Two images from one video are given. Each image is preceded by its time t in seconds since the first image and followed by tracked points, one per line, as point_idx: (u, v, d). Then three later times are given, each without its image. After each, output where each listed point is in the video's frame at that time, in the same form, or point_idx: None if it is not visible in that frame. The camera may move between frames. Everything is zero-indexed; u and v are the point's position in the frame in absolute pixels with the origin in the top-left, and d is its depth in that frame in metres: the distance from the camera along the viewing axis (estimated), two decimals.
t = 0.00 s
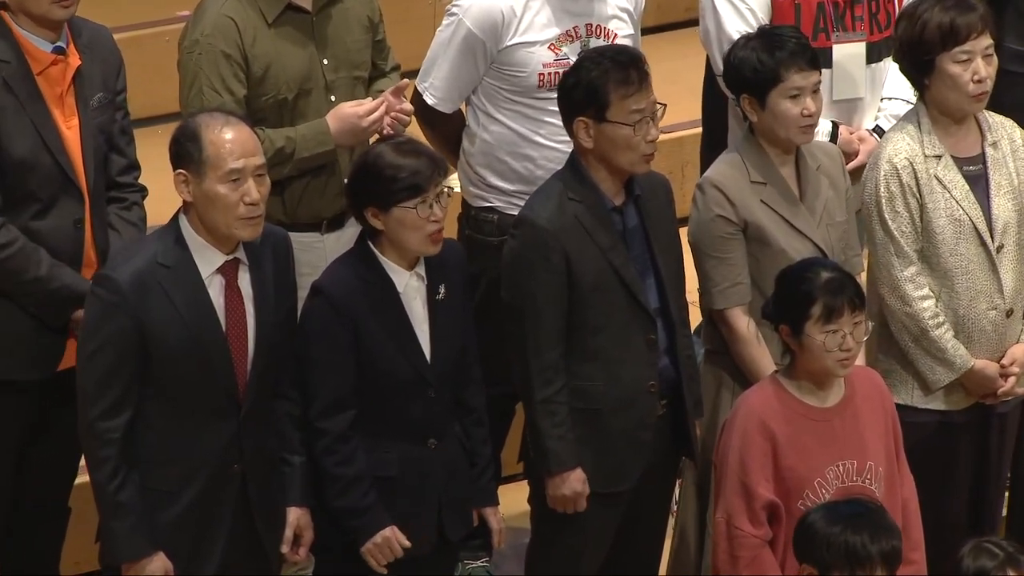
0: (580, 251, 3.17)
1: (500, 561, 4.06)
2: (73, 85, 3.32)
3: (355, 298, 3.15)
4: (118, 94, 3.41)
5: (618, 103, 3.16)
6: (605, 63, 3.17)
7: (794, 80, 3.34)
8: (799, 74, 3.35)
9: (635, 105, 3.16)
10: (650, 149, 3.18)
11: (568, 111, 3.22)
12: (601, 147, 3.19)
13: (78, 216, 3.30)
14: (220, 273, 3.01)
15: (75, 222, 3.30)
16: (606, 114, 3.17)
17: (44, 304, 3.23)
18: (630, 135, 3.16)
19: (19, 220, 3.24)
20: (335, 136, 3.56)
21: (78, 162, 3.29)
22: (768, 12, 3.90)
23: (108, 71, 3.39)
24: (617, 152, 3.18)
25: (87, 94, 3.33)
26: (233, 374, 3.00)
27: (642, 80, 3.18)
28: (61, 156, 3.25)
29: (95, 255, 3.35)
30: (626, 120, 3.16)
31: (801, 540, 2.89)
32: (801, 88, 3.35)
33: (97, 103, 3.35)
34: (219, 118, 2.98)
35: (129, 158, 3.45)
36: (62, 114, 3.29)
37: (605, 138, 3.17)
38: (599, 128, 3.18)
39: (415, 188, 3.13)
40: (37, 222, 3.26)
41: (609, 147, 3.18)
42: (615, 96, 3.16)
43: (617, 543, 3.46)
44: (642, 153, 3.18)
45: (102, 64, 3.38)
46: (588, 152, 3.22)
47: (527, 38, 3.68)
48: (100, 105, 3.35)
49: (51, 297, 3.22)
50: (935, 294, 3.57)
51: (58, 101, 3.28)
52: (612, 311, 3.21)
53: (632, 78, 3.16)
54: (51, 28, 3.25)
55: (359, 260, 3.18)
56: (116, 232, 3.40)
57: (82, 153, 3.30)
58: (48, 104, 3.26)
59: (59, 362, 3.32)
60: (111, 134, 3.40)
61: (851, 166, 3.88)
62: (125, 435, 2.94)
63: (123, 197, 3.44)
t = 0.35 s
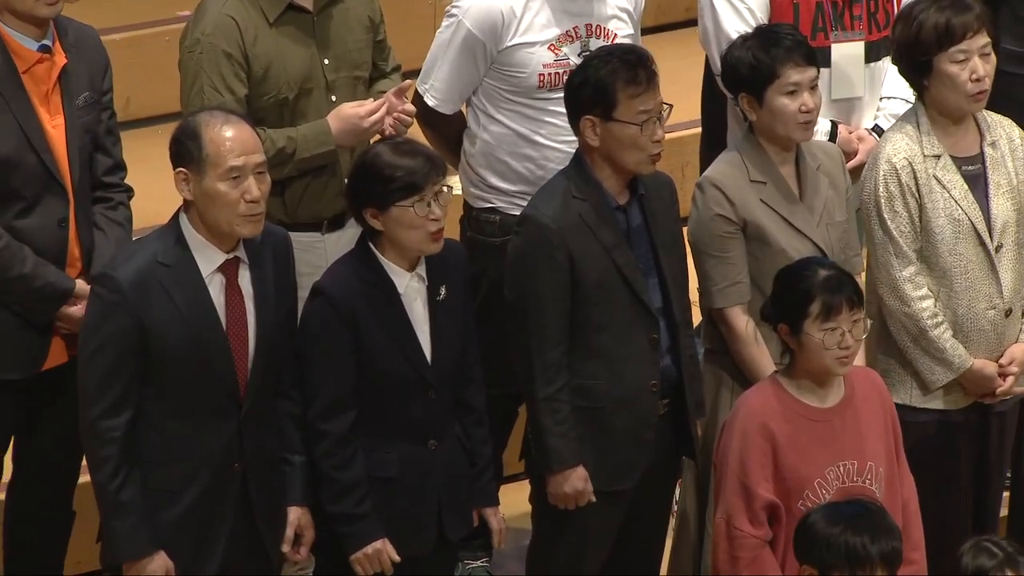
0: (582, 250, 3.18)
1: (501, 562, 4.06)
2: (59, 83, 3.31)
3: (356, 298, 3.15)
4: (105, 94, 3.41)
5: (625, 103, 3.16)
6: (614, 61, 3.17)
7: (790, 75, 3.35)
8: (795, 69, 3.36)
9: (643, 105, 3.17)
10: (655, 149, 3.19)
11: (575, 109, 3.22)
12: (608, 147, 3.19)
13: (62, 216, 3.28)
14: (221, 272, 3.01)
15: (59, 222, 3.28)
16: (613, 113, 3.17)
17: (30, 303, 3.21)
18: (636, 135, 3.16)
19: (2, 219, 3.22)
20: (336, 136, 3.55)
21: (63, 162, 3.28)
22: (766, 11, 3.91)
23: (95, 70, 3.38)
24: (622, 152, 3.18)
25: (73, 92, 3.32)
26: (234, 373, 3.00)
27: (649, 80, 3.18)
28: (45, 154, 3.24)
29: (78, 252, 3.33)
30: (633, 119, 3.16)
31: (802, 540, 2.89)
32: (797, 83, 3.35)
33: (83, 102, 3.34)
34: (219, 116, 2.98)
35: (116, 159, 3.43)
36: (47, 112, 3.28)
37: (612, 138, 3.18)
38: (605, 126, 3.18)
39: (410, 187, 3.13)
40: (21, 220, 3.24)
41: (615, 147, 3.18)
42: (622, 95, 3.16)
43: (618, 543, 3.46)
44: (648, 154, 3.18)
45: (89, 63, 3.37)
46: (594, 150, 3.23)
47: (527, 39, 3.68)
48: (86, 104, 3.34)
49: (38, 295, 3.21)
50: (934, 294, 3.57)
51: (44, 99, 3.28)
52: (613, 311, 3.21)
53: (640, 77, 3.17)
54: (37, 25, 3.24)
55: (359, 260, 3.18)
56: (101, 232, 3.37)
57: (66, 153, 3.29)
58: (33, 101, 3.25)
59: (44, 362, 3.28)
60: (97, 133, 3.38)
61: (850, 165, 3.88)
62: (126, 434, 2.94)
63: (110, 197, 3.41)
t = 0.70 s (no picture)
0: (584, 248, 3.17)
1: (501, 562, 4.06)
2: (42, 94, 3.30)
3: (356, 298, 3.15)
4: (84, 104, 3.39)
5: (634, 103, 3.15)
6: (624, 62, 3.16)
7: (793, 77, 3.35)
8: (799, 72, 3.35)
9: (650, 107, 3.16)
10: (657, 151, 3.18)
11: (580, 108, 3.21)
12: (614, 147, 3.19)
13: (45, 226, 3.28)
14: (222, 271, 3.00)
15: (41, 232, 3.28)
16: (620, 112, 3.16)
17: (17, 313, 3.20)
18: (641, 136, 3.16)
19: None
20: (338, 140, 3.57)
21: (45, 171, 3.27)
22: (763, 11, 3.90)
23: (74, 81, 3.37)
24: (626, 152, 3.18)
25: (55, 104, 3.31)
26: (235, 372, 3.00)
27: (658, 81, 3.17)
28: (28, 164, 3.23)
29: (60, 265, 3.32)
30: (640, 121, 3.16)
31: (802, 541, 2.89)
32: (800, 85, 3.35)
33: (64, 113, 3.33)
34: (221, 115, 2.97)
35: (94, 170, 3.42)
36: (30, 122, 3.27)
37: (617, 137, 3.17)
38: (611, 126, 3.17)
39: (409, 195, 3.13)
40: (4, 231, 3.24)
41: (619, 147, 3.18)
42: (632, 96, 3.15)
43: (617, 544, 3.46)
44: (649, 154, 3.18)
45: (68, 72, 3.37)
46: (599, 149, 3.22)
47: (529, 37, 3.67)
48: (67, 115, 3.34)
49: (22, 305, 3.19)
50: (929, 293, 3.57)
51: (27, 109, 3.27)
52: (614, 310, 3.21)
53: (649, 79, 3.16)
54: (20, 35, 3.24)
55: (358, 259, 3.18)
56: (81, 245, 3.36)
57: (48, 162, 3.29)
58: (16, 111, 3.24)
59: (23, 372, 3.27)
60: (78, 145, 3.37)
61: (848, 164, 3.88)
62: (126, 434, 2.94)
63: (88, 209, 3.40)
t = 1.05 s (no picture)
0: (585, 249, 3.18)
1: (501, 561, 4.07)
2: (41, 92, 3.30)
3: (355, 298, 3.15)
4: (84, 101, 3.41)
5: (643, 104, 3.15)
6: (635, 62, 3.17)
7: (792, 76, 3.35)
8: (797, 71, 3.36)
9: (660, 108, 3.17)
10: (665, 152, 3.19)
11: (590, 108, 3.22)
12: (619, 147, 3.19)
13: (47, 225, 3.28)
14: (224, 271, 3.01)
15: (45, 231, 3.28)
16: (629, 112, 3.16)
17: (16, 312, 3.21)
18: (649, 137, 3.16)
19: None
20: (338, 141, 3.57)
21: (46, 164, 3.28)
22: (760, 10, 3.91)
23: (74, 77, 3.38)
24: (633, 152, 3.18)
25: (54, 101, 3.32)
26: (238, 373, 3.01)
27: (668, 82, 3.18)
28: (30, 164, 3.23)
29: (63, 264, 3.33)
30: (649, 121, 3.16)
31: (804, 542, 2.90)
32: (799, 84, 3.35)
33: (63, 111, 3.34)
34: (223, 115, 2.98)
35: (94, 166, 3.44)
36: (30, 120, 3.27)
37: (625, 138, 3.17)
38: (619, 126, 3.18)
39: (409, 191, 3.13)
40: (8, 228, 3.23)
41: (626, 147, 3.18)
42: (641, 97, 3.15)
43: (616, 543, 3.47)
44: (656, 156, 3.18)
45: (68, 70, 3.37)
46: (604, 148, 3.22)
47: (532, 37, 3.68)
48: (66, 113, 3.34)
49: (29, 303, 3.18)
50: (930, 294, 3.58)
51: (27, 107, 3.27)
52: (615, 310, 3.21)
53: (660, 79, 3.17)
54: (19, 34, 3.23)
55: (358, 260, 3.18)
56: (83, 241, 3.37)
57: (50, 160, 3.29)
58: (16, 109, 3.24)
59: (30, 368, 3.26)
60: (78, 142, 3.39)
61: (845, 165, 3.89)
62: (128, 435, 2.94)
63: (89, 204, 3.41)
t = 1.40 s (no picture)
0: (583, 250, 3.18)
1: (500, 560, 4.07)
2: (58, 84, 3.29)
3: (354, 299, 3.15)
4: (105, 89, 3.40)
5: (634, 108, 3.15)
6: (625, 66, 3.16)
7: (789, 75, 3.35)
8: (793, 69, 3.36)
9: (651, 112, 3.16)
10: (658, 154, 3.18)
11: (579, 112, 3.22)
12: (612, 150, 3.19)
13: (69, 216, 3.27)
14: (226, 270, 3.01)
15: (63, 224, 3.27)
16: (621, 117, 3.16)
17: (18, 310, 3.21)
18: (641, 140, 3.16)
19: (13, 220, 3.20)
20: (338, 135, 3.57)
21: (66, 156, 3.26)
22: (758, 9, 3.91)
23: (93, 67, 3.37)
24: (626, 156, 3.18)
25: (73, 92, 3.30)
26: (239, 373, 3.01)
27: (657, 86, 3.17)
28: (52, 156, 3.22)
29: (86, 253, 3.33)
30: (641, 125, 3.16)
31: (807, 542, 2.90)
32: (796, 83, 3.35)
33: (83, 100, 3.32)
34: (224, 114, 2.98)
35: (117, 153, 3.44)
36: (49, 113, 3.26)
37: (618, 142, 3.17)
38: (611, 131, 3.18)
39: (406, 188, 3.13)
40: (31, 221, 3.22)
41: (621, 152, 3.18)
42: (632, 102, 3.15)
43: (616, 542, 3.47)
44: (649, 158, 3.18)
45: (87, 59, 3.37)
46: (597, 152, 3.22)
47: (530, 37, 3.68)
48: (85, 103, 3.33)
49: (53, 294, 3.18)
50: (926, 293, 3.58)
51: (44, 100, 3.26)
52: (614, 310, 3.22)
53: (650, 84, 3.16)
54: (33, 27, 3.21)
55: (357, 260, 3.18)
56: (106, 229, 3.38)
57: (70, 152, 3.28)
58: (33, 101, 3.23)
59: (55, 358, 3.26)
60: (99, 130, 3.38)
61: (844, 163, 3.88)
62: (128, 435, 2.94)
63: (111, 192, 3.42)
